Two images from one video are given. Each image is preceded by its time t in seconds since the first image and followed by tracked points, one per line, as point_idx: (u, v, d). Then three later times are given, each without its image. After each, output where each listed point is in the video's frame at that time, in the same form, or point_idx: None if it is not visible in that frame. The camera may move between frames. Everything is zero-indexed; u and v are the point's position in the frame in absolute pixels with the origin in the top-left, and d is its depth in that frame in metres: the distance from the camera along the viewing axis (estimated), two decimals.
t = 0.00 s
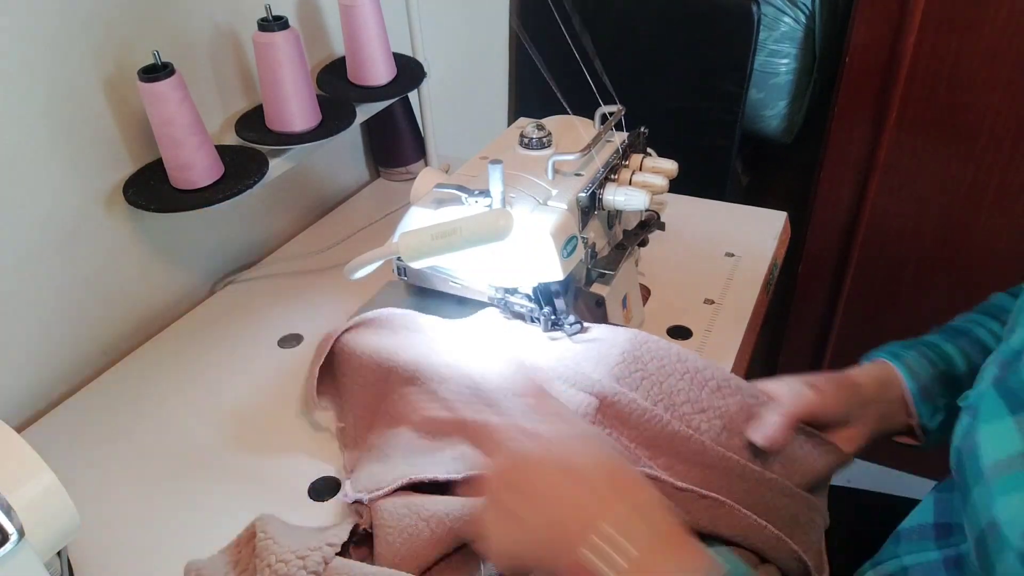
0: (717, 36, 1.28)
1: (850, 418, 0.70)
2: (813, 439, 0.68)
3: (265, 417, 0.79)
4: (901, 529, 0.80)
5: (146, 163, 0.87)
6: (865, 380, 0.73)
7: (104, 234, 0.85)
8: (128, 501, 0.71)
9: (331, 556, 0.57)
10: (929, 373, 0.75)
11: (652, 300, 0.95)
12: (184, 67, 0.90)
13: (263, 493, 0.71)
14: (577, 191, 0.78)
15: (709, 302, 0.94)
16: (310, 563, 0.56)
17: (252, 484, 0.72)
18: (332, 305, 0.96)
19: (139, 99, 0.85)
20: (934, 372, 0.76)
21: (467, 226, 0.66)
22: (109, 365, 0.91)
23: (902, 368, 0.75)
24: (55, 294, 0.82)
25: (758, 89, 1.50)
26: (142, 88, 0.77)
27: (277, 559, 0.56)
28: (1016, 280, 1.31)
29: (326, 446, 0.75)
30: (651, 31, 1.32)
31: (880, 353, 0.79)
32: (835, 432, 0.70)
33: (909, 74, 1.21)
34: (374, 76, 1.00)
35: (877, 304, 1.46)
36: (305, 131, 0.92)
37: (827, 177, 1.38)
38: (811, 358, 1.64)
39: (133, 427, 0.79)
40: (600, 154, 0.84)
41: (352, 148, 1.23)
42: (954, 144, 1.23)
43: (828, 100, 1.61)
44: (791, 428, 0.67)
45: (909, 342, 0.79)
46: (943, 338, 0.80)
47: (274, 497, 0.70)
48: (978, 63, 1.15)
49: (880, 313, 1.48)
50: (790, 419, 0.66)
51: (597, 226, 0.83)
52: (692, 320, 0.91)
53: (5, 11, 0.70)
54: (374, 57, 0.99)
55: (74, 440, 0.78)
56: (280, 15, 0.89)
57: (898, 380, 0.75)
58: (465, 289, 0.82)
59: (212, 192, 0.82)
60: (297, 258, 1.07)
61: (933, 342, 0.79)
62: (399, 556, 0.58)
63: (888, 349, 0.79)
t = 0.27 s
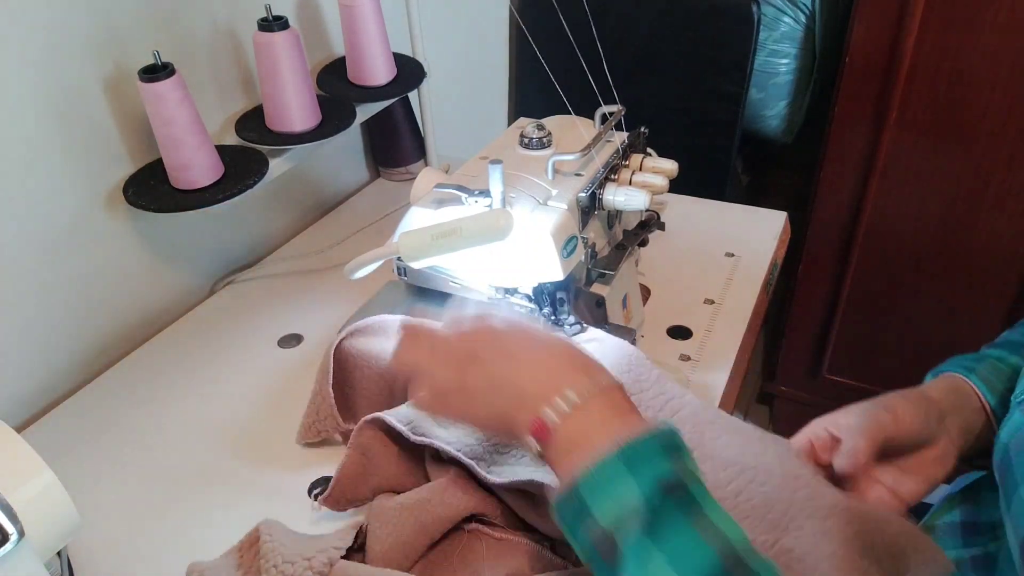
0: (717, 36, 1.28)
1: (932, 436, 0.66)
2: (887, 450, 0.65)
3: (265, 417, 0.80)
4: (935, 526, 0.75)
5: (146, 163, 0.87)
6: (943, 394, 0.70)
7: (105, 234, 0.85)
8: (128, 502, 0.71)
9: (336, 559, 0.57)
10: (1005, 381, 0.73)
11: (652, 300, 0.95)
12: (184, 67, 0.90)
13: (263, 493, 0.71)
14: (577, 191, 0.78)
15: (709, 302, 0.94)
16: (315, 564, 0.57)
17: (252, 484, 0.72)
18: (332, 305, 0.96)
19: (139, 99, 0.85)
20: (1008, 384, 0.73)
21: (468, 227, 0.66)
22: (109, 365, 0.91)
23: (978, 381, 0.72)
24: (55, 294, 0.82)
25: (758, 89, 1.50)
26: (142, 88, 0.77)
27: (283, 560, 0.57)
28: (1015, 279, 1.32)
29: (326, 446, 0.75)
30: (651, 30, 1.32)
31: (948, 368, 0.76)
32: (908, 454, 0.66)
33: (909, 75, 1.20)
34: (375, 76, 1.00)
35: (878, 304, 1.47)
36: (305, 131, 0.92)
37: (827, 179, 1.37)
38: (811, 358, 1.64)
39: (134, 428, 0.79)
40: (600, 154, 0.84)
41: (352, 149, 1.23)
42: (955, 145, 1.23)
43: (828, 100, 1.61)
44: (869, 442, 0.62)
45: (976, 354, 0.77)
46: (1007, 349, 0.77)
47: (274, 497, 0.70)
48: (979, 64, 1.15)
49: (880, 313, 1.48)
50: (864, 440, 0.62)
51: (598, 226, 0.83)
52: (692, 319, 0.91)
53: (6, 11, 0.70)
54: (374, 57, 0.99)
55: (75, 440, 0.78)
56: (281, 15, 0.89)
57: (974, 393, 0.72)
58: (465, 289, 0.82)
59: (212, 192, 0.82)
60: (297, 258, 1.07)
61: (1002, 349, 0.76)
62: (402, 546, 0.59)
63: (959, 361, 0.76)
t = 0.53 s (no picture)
0: (717, 35, 1.28)
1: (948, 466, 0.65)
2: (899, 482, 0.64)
3: (265, 417, 0.79)
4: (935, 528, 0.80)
5: (146, 163, 0.87)
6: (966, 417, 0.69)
7: (105, 234, 0.85)
8: (128, 502, 0.71)
9: (336, 560, 0.58)
10: None
11: (652, 300, 0.95)
12: (184, 67, 0.90)
13: (263, 493, 0.71)
14: (577, 191, 0.78)
15: (709, 302, 0.94)
16: (316, 563, 0.57)
17: (252, 484, 0.72)
18: (332, 306, 0.96)
19: (139, 99, 0.85)
20: None
21: (468, 227, 0.66)
22: (109, 365, 0.91)
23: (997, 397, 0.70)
24: (55, 294, 0.82)
25: (758, 89, 1.51)
26: (142, 88, 0.77)
27: (283, 560, 0.57)
28: (1015, 278, 1.32)
29: (326, 446, 0.75)
30: (651, 30, 1.32)
31: (968, 389, 0.73)
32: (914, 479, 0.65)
33: (909, 74, 1.20)
34: (374, 75, 1.00)
35: (878, 303, 1.47)
36: (305, 131, 0.92)
37: (827, 178, 1.37)
38: (811, 358, 1.64)
39: (134, 427, 0.79)
40: (600, 154, 0.84)
41: (351, 148, 1.23)
42: (955, 145, 1.23)
43: (828, 100, 1.61)
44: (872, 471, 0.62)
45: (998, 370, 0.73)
46: None
47: (274, 497, 0.70)
48: (979, 63, 1.15)
49: (879, 313, 1.48)
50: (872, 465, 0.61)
51: (598, 226, 0.83)
52: (692, 320, 0.91)
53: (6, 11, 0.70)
54: (374, 57, 0.99)
55: (76, 440, 0.78)
56: (281, 15, 0.89)
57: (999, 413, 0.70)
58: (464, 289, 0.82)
59: (212, 192, 0.82)
60: (297, 258, 1.07)
61: None
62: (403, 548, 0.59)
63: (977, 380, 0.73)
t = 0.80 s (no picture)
0: (717, 35, 1.28)
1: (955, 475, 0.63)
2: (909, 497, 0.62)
3: (265, 417, 0.80)
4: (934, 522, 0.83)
5: (146, 163, 0.87)
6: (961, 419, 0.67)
7: (105, 234, 0.86)
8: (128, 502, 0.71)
9: (336, 559, 0.58)
10: None
11: (652, 300, 0.95)
12: (184, 67, 0.90)
13: (264, 493, 0.71)
14: (577, 191, 0.78)
15: (709, 302, 0.94)
16: (315, 564, 0.57)
17: (252, 484, 0.72)
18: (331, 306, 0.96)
19: (139, 99, 0.85)
20: None
21: (467, 227, 0.66)
22: (109, 366, 0.91)
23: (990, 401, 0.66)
24: (55, 294, 0.82)
25: (758, 89, 1.51)
26: (142, 88, 0.77)
27: (282, 561, 0.57)
28: (1015, 278, 1.32)
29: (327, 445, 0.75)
30: (651, 31, 1.32)
31: (964, 392, 0.70)
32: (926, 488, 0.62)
33: (909, 74, 1.20)
34: (374, 76, 1.00)
35: (878, 303, 1.47)
36: (305, 131, 0.92)
37: (827, 179, 1.37)
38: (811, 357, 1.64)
39: (134, 428, 0.79)
40: (600, 154, 0.84)
41: (352, 149, 1.23)
42: (955, 145, 1.23)
43: (828, 100, 1.61)
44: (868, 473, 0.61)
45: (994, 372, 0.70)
46: None
47: (274, 496, 0.70)
48: (978, 63, 1.15)
49: (880, 313, 1.48)
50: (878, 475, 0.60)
51: (598, 226, 0.83)
52: (692, 320, 0.91)
53: (6, 11, 0.70)
54: (374, 57, 0.99)
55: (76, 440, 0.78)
56: (281, 15, 0.89)
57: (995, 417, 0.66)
58: (465, 289, 0.82)
59: (212, 192, 0.82)
60: (298, 258, 1.07)
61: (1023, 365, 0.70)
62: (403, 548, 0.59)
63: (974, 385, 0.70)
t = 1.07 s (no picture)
0: (717, 35, 1.28)
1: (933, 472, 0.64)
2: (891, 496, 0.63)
3: (265, 417, 0.79)
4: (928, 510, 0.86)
5: (147, 163, 0.87)
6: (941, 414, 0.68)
7: (105, 234, 0.86)
8: (128, 502, 0.71)
9: (334, 559, 0.58)
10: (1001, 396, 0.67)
11: (652, 300, 0.95)
12: (184, 67, 0.90)
13: (264, 492, 0.71)
14: (577, 191, 0.78)
15: (709, 302, 0.94)
16: (313, 564, 0.57)
17: (252, 484, 0.72)
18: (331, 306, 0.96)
19: (139, 99, 0.85)
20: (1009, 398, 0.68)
21: (467, 227, 0.66)
22: (109, 366, 0.91)
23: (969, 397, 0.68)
24: (56, 294, 0.82)
25: (758, 89, 1.51)
26: (143, 88, 0.77)
27: (281, 561, 0.57)
28: (1015, 278, 1.32)
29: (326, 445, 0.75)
30: (651, 31, 1.32)
31: (945, 387, 0.71)
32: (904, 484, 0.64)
33: (909, 75, 1.20)
34: (374, 76, 1.00)
35: (878, 303, 1.47)
36: (305, 131, 0.92)
37: (827, 179, 1.37)
38: (811, 358, 1.64)
39: (134, 428, 0.79)
40: (600, 154, 0.84)
41: (352, 148, 1.23)
42: (955, 145, 1.23)
43: (828, 100, 1.61)
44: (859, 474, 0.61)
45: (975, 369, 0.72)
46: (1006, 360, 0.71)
47: (274, 496, 0.70)
48: (978, 64, 1.15)
49: (880, 313, 1.48)
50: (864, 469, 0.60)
51: (598, 226, 0.83)
52: (692, 319, 0.91)
53: (6, 11, 0.70)
54: (374, 57, 0.99)
55: (76, 440, 0.78)
56: (280, 15, 0.89)
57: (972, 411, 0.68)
58: (465, 289, 0.82)
59: (211, 192, 0.82)
60: (298, 258, 1.07)
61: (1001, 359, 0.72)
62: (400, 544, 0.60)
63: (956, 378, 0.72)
